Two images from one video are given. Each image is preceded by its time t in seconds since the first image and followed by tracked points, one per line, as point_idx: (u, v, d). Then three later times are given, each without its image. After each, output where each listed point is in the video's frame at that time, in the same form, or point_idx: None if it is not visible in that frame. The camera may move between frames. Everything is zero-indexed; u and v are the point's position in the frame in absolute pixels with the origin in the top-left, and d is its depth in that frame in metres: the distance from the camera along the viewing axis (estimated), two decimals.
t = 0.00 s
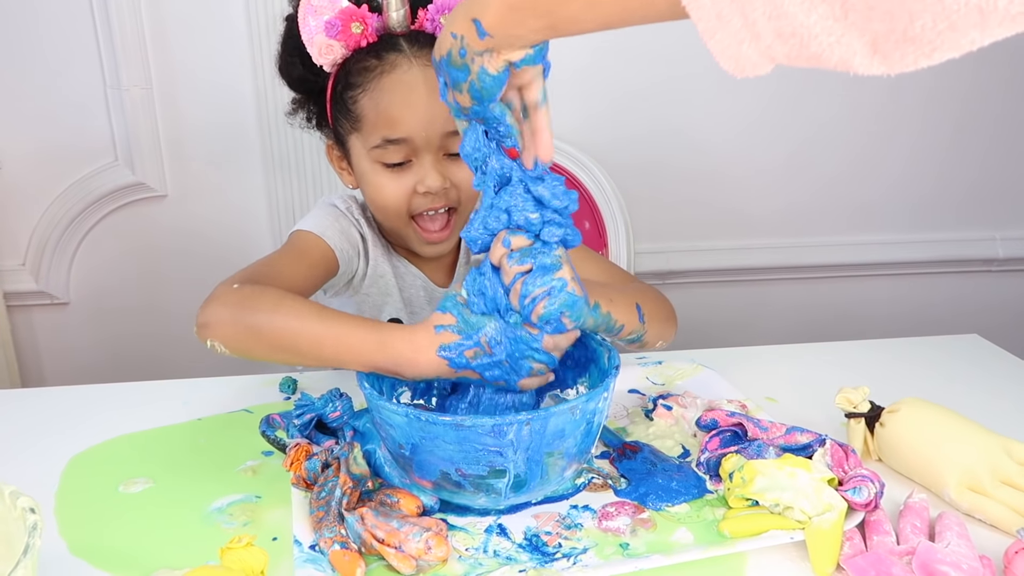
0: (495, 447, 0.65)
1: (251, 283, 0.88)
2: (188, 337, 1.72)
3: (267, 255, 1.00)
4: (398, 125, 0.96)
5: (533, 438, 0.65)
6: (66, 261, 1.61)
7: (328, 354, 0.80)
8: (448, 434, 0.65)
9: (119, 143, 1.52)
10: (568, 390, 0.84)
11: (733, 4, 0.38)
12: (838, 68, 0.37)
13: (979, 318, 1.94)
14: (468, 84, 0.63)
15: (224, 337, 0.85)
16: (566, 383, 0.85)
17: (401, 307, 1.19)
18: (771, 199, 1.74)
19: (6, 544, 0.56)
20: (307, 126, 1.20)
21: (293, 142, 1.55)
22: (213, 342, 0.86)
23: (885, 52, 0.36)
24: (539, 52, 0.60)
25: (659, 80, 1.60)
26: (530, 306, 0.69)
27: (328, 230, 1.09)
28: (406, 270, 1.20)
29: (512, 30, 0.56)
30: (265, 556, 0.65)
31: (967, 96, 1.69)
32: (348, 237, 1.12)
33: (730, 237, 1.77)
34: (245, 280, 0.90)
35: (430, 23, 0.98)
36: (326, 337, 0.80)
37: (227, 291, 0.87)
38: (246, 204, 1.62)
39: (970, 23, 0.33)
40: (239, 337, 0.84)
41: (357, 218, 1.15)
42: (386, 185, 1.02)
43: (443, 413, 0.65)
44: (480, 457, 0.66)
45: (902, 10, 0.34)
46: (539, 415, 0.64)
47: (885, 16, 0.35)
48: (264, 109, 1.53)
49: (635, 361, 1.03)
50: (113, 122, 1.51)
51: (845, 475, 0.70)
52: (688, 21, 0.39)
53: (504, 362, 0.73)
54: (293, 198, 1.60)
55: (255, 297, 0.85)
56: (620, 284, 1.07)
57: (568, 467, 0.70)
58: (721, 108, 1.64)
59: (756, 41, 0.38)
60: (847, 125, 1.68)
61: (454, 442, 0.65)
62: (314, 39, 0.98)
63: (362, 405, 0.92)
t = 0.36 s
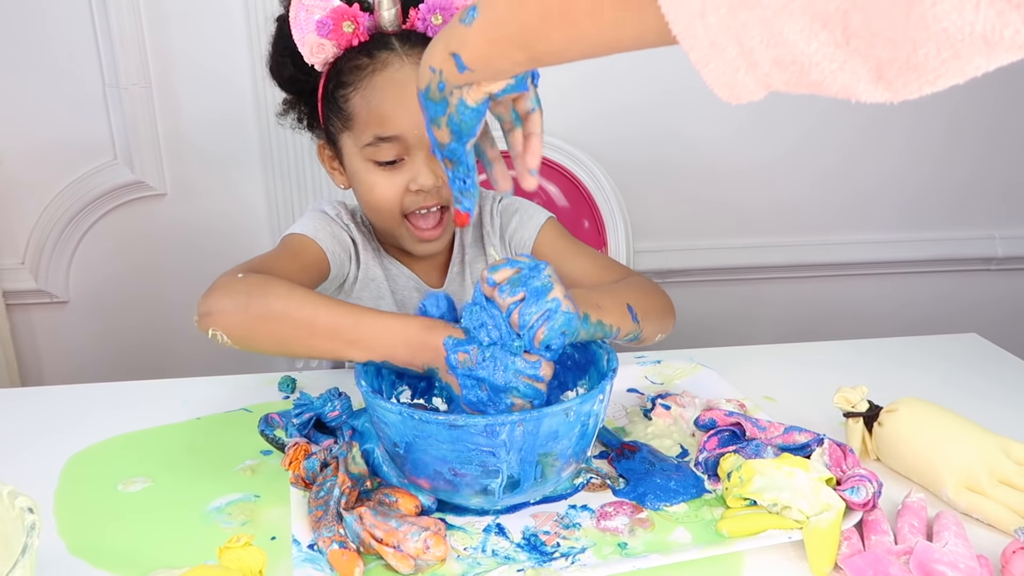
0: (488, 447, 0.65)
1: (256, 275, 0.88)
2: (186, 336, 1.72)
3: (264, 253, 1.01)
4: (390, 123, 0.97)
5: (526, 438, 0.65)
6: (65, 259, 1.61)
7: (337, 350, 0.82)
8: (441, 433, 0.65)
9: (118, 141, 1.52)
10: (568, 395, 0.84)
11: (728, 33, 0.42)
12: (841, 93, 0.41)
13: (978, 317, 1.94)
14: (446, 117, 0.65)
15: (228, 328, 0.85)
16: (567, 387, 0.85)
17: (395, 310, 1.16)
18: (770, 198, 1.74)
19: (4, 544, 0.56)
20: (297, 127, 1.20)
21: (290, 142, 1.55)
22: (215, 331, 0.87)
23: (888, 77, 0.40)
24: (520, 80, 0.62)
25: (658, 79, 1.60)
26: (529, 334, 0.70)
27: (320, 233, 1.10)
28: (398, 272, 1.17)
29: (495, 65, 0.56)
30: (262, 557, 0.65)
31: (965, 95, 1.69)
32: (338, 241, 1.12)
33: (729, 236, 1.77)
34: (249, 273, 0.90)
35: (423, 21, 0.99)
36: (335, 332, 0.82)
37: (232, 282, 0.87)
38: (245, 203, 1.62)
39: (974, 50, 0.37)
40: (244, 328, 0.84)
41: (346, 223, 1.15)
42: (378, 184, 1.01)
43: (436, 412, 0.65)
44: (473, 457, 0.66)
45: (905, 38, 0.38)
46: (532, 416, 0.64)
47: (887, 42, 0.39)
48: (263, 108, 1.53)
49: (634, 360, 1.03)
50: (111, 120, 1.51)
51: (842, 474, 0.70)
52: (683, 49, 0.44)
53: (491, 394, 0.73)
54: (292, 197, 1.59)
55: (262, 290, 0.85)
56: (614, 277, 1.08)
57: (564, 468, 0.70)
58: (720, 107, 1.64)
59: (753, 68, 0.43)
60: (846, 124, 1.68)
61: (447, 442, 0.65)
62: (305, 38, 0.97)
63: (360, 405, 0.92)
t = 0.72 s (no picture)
0: (488, 446, 0.65)
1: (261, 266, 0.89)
2: (188, 334, 1.72)
3: (262, 246, 1.01)
4: (380, 118, 0.96)
5: (527, 437, 0.65)
6: (66, 258, 1.61)
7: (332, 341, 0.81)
8: (442, 432, 0.65)
9: (119, 139, 1.52)
10: (569, 390, 0.85)
11: (729, 30, 0.38)
12: (836, 97, 0.38)
13: (979, 315, 1.95)
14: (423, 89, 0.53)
15: (228, 316, 0.85)
16: (568, 383, 0.85)
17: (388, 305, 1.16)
18: (770, 197, 1.74)
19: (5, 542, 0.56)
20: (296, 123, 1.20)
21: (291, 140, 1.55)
22: (216, 324, 0.87)
23: (884, 82, 0.36)
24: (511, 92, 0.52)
25: (659, 77, 1.60)
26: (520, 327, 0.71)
27: (323, 227, 1.10)
28: (394, 268, 1.18)
29: (493, 51, 0.48)
30: (264, 555, 0.65)
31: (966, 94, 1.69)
32: (338, 236, 1.12)
33: (730, 234, 1.77)
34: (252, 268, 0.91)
35: (415, 19, 1.00)
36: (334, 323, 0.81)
37: (236, 274, 0.88)
38: (245, 200, 1.62)
39: (975, 59, 0.34)
40: (244, 314, 0.84)
41: (349, 218, 1.15)
42: (369, 178, 1.01)
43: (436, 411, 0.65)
44: (474, 455, 0.66)
45: (904, 42, 0.35)
46: (533, 415, 0.64)
47: (885, 47, 0.35)
48: (263, 106, 1.53)
49: (635, 358, 1.03)
50: (112, 118, 1.51)
51: (844, 473, 0.70)
52: (687, 47, 0.40)
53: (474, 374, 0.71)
54: (293, 195, 1.60)
55: (267, 279, 0.86)
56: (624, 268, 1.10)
57: (565, 466, 0.71)
58: (721, 105, 1.64)
59: (754, 67, 0.39)
60: (847, 122, 1.68)
61: (448, 440, 0.65)
62: (299, 35, 0.98)
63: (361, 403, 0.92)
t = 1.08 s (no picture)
0: (487, 447, 0.65)
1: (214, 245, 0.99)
2: (188, 334, 1.72)
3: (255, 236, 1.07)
4: (413, 117, 0.96)
5: (526, 438, 0.66)
6: (66, 258, 1.61)
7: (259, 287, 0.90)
8: (441, 432, 0.65)
9: (119, 139, 1.52)
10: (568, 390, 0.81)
11: None
12: None
13: (979, 315, 1.95)
14: None
15: (181, 288, 0.96)
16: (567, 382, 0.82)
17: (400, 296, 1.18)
18: (770, 196, 1.74)
19: (6, 543, 0.56)
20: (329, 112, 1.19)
21: (299, 135, 1.56)
22: (176, 298, 0.97)
23: None
24: None
25: (660, 77, 1.60)
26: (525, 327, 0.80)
27: (326, 220, 1.14)
28: (407, 260, 1.19)
29: None
30: (263, 555, 0.65)
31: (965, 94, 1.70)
32: (345, 229, 1.16)
33: (730, 233, 1.77)
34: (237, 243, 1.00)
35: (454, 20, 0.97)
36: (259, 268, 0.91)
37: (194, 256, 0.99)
38: (245, 201, 1.62)
39: None
40: (194, 280, 0.95)
41: (360, 212, 1.18)
42: (398, 173, 1.03)
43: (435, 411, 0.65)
44: (473, 456, 0.66)
45: None
46: (532, 416, 0.64)
47: None
48: (265, 106, 1.53)
49: (634, 358, 1.03)
50: (113, 119, 1.51)
51: (842, 473, 0.70)
52: None
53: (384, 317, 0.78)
54: (294, 194, 1.60)
55: (210, 252, 0.97)
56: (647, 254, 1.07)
57: (564, 467, 0.71)
58: (721, 105, 1.64)
59: None
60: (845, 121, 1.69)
61: (447, 441, 0.66)
62: (339, 29, 0.95)
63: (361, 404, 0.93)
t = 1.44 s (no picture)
0: (483, 441, 0.65)
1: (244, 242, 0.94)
2: (187, 334, 1.72)
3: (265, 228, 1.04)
4: (410, 112, 0.96)
5: (522, 432, 0.65)
6: (65, 258, 1.61)
7: (298, 314, 0.84)
8: (437, 428, 0.65)
9: (117, 139, 1.52)
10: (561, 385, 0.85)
11: None
12: None
13: (980, 311, 1.94)
14: None
15: (208, 281, 0.90)
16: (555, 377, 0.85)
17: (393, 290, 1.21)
18: (769, 192, 1.75)
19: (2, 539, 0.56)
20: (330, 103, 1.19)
21: (299, 131, 1.56)
22: (199, 289, 0.91)
23: None
24: None
25: (657, 73, 1.61)
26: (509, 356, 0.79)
27: (329, 213, 1.14)
28: (402, 254, 1.21)
29: None
30: (260, 550, 0.64)
31: (961, 89, 1.70)
32: (347, 223, 1.15)
33: (729, 229, 1.77)
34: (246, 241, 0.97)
35: (457, 20, 0.99)
36: (300, 292, 0.85)
37: (221, 246, 0.93)
38: (244, 199, 1.62)
39: None
40: (224, 278, 0.89)
41: (358, 207, 1.18)
42: (391, 167, 1.02)
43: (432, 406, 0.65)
44: (469, 451, 0.66)
45: None
46: (528, 410, 0.64)
47: None
48: (264, 106, 1.54)
49: (632, 353, 1.03)
50: (110, 118, 1.51)
51: (840, 466, 0.69)
52: None
53: (394, 383, 0.77)
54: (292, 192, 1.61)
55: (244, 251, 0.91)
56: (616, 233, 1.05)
57: (561, 461, 0.71)
58: (719, 100, 1.64)
59: None
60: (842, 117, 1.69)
61: (443, 436, 0.66)
62: (344, 21, 0.98)
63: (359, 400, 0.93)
